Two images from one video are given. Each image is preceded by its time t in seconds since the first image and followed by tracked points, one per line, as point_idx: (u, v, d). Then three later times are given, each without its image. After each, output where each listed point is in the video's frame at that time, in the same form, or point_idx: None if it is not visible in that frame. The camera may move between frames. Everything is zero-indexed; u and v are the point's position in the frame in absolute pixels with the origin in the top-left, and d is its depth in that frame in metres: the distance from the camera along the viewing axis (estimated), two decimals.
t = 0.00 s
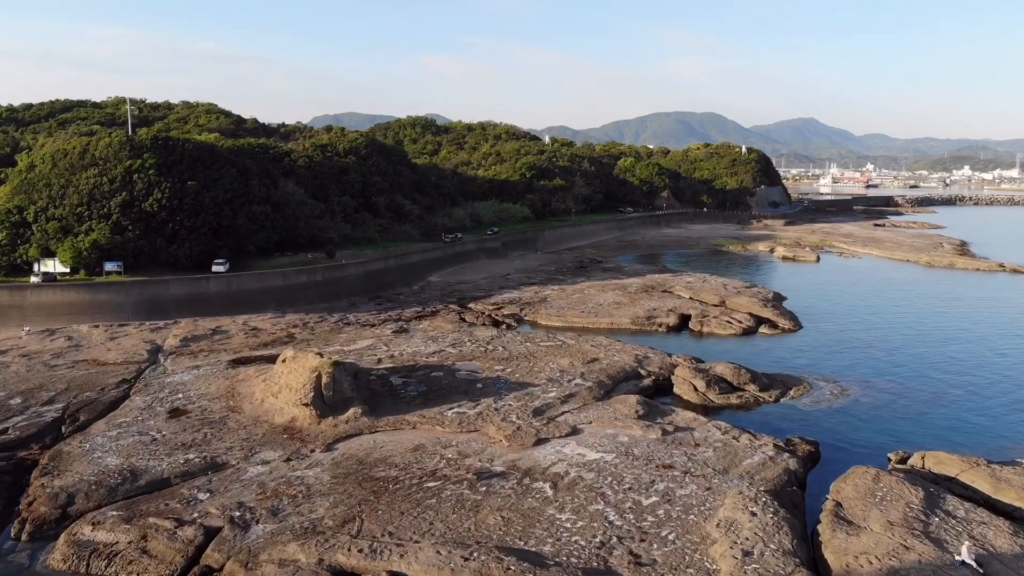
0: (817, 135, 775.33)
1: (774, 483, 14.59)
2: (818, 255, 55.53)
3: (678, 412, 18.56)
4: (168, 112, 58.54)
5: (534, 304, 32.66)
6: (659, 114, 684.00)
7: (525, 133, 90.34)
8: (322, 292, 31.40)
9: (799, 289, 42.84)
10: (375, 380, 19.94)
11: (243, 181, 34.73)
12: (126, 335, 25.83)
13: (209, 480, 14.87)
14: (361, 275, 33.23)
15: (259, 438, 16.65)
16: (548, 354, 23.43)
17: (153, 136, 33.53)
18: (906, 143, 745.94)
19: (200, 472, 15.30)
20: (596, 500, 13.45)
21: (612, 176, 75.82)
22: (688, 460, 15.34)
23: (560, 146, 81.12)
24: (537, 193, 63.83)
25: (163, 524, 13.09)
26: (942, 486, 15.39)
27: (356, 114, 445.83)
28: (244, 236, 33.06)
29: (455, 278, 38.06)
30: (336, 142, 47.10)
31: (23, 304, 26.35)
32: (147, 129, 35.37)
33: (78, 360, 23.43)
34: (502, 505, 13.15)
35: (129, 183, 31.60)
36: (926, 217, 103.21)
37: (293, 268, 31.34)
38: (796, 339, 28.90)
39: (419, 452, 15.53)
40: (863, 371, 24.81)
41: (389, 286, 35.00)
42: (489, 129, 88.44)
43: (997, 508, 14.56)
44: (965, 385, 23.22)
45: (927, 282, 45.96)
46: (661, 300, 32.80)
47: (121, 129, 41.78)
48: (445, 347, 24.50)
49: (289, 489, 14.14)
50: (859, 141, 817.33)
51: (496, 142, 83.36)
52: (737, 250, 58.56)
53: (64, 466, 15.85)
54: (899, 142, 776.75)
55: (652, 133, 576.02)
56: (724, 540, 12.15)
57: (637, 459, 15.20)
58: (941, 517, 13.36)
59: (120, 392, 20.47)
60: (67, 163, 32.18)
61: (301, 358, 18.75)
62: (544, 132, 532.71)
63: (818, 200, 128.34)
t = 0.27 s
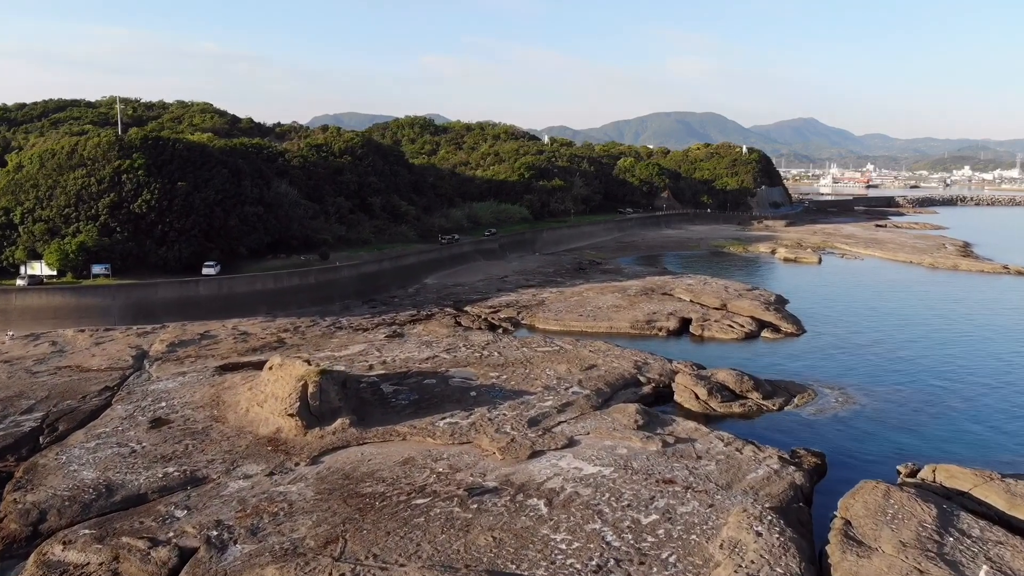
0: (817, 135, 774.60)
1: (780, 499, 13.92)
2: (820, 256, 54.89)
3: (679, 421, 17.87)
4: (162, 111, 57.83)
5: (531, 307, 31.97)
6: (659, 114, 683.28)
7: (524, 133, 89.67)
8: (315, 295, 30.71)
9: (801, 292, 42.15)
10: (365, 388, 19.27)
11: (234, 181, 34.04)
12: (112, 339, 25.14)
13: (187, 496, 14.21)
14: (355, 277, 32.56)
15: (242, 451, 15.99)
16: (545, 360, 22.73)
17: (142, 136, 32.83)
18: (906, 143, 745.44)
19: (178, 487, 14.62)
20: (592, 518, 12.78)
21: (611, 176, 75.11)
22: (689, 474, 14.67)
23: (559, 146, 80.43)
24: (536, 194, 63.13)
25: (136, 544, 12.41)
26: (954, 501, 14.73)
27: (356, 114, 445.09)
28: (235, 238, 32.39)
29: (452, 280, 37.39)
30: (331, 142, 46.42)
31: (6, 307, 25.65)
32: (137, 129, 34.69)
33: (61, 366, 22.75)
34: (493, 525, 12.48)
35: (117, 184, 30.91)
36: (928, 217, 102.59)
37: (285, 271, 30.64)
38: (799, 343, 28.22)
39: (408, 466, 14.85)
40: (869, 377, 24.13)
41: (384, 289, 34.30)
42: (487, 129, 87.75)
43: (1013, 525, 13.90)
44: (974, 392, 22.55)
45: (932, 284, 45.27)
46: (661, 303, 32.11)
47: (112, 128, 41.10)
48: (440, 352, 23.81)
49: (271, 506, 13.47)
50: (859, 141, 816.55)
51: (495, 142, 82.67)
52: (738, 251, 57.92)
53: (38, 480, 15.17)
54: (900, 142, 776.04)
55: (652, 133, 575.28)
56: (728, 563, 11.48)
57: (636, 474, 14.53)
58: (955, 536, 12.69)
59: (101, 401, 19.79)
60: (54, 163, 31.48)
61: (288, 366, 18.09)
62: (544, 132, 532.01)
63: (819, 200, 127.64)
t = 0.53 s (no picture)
0: (817, 135, 773.90)
1: (787, 516, 13.26)
2: (822, 257, 54.22)
3: (681, 431, 17.20)
4: (156, 110, 57.14)
5: (529, 310, 31.28)
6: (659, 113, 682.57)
7: (523, 133, 89.02)
8: (308, 298, 30.02)
9: (804, 294, 41.47)
10: (355, 396, 18.61)
11: (226, 182, 33.35)
12: (98, 344, 24.48)
13: (165, 512, 13.57)
14: (349, 280, 31.89)
15: (224, 463, 15.35)
16: (542, 366, 22.04)
17: (132, 135, 32.12)
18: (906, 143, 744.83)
19: (156, 503, 13.96)
20: (589, 538, 12.12)
21: (611, 176, 74.42)
22: (691, 489, 14.01)
23: (559, 146, 79.72)
24: (535, 194, 62.44)
25: (108, 565, 11.76)
26: (968, 517, 14.08)
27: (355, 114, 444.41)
28: (227, 240, 31.73)
29: (448, 282, 36.71)
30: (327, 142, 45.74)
31: None
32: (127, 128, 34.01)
33: (43, 372, 22.09)
34: (485, 545, 11.82)
35: (106, 184, 30.21)
36: (930, 217, 101.88)
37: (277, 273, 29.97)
38: (803, 348, 27.54)
39: (397, 480, 14.21)
40: (875, 383, 23.46)
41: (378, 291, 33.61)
42: (486, 129, 87.06)
43: None
44: (984, 399, 21.88)
45: (936, 286, 44.59)
46: (661, 306, 31.40)
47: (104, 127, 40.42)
48: (434, 357, 23.14)
49: (252, 524, 12.83)
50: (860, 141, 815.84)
51: (494, 141, 81.99)
52: (739, 252, 57.23)
53: (11, 494, 14.51)
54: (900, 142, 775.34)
55: (652, 133, 574.56)
56: None
57: (636, 489, 13.86)
58: (972, 557, 12.04)
59: (83, 409, 19.13)
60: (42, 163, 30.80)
61: (274, 374, 17.43)
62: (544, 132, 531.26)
63: (820, 201, 126.98)
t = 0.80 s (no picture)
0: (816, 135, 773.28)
1: (795, 535, 12.61)
2: (825, 258, 53.58)
3: (683, 442, 16.54)
4: (151, 110, 56.49)
5: (527, 313, 30.61)
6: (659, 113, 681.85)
7: (522, 133, 88.40)
8: (301, 301, 29.34)
9: (806, 296, 40.82)
10: (345, 405, 17.95)
11: (218, 182, 32.67)
12: (83, 349, 23.82)
13: (141, 531, 12.93)
14: (343, 282, 31.23)
15: (206, 478, 14.72)
16: (540, 372, 21.35)
17: (121, 135, 31.43)
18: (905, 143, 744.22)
19: (132, 520, 13.31)
20: (588, 560, 11.46)
21: (611, 176, 73.77)
22: (694, 505, 13.36)
23: (558, 146, 79.06)
24: (534, 194, 61.76)
25: None
26: (984, 535, 13.44)
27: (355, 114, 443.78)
28: (218, 241, 31.06)
29: (445, 284, 36.05)
30: (322, 142, 45.07)
31: None
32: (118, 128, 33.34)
33: (26, 378, 21.42)
34: (477, 569, 11.15)
35: (94, 185, 29.53)
36: (931, 218, 101.24)
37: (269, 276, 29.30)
38: (807, 352, 26.87)
39: (385, 496, 13.56)
40: (882, 389, 22.80)
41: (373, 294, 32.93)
42: (485, 129, 86.43)
43: None
44: (995, 407, 21.21)
45: (940, 287, 43.93)
46: (662, 309, 30.73)
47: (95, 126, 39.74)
48: (428, 363, 22.47)
49: (231, 544, 12.19)
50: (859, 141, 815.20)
51: (493, 141, 81.34)
52: (740, 253, 56.58)
53: None
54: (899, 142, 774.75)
55: (651, 133, 573.92)
56: None
57: (637, 505, 13.21)
58: None
59: (63, 418, 18.47)
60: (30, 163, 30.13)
61: (260, 383, 16.78)
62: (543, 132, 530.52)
63: (820, 201, 126.38)
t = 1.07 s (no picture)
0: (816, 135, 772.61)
1: (805, 556, 11.96)
2: (827, 259, 52.95)
3: (686, 453, 15.87)
4: (145, 110, 55.87)
5: (525, 316, 29.95)
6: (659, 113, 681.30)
7: (521, 133, 87.82)
8: (293, 304, 28.67)
9: (809, 298, 40.17)
10: (335, 414, 17.30)
11: (210, 182, 32.00)
12: (68, 355, 23.16)
13: (116, 551, 12.29)
14: (337, 285, 30.58)
15: (187, 493, 14.09)
16: (537, 378, 20.68)
17: (111, 134, 30.75)
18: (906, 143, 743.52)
19: (107, 539, 12.66)
20: None
21: (611, 176, 73.18)
22: (699, 523, 12.70)
23: (557, 145, 78.41)
24: (533, 194, 61.12)
25: None
26: (1002, 555, 12.80)
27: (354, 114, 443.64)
28: (210, 243, 30.38)
29: (442, 286, 35.39)
30: (318, 142, 44.41)
31: None
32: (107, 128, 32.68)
33: (7, 385, 20.78)
34: None
35: (82, 186, 28.85)
36: (933, 218, 100.66)
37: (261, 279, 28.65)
38: (812, 357, 26.21)
39: (373, 514, 12.92)
40: (890, 396, 22.13)
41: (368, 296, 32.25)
42: (484, 128, 85.87)
43: None
44: (1007, 414, 20.56)
45: (945, 289, 43.28)
46: (663, 312, 30.05)
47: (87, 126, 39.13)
48: (422, 369, 21.79)
49: (209, 566, 11.55)
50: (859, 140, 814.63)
51: (492, 141, 80.75)
52: (741, 254, 55.94)
53: None
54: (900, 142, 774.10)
55: (651, 133, 573.31)
56: None
57: (638, 524, 12.56)
58: None
59: (43, 428, 17.83)
60: (16, 164, 29.48)
61: (246, 392, 16.12)
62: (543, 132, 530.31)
63: (821, 201, 125.84)
